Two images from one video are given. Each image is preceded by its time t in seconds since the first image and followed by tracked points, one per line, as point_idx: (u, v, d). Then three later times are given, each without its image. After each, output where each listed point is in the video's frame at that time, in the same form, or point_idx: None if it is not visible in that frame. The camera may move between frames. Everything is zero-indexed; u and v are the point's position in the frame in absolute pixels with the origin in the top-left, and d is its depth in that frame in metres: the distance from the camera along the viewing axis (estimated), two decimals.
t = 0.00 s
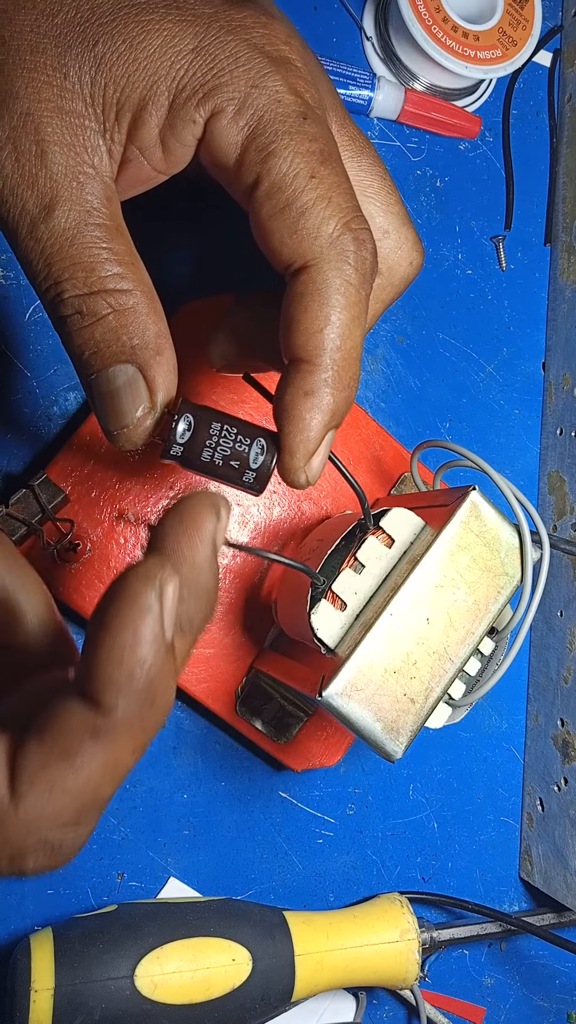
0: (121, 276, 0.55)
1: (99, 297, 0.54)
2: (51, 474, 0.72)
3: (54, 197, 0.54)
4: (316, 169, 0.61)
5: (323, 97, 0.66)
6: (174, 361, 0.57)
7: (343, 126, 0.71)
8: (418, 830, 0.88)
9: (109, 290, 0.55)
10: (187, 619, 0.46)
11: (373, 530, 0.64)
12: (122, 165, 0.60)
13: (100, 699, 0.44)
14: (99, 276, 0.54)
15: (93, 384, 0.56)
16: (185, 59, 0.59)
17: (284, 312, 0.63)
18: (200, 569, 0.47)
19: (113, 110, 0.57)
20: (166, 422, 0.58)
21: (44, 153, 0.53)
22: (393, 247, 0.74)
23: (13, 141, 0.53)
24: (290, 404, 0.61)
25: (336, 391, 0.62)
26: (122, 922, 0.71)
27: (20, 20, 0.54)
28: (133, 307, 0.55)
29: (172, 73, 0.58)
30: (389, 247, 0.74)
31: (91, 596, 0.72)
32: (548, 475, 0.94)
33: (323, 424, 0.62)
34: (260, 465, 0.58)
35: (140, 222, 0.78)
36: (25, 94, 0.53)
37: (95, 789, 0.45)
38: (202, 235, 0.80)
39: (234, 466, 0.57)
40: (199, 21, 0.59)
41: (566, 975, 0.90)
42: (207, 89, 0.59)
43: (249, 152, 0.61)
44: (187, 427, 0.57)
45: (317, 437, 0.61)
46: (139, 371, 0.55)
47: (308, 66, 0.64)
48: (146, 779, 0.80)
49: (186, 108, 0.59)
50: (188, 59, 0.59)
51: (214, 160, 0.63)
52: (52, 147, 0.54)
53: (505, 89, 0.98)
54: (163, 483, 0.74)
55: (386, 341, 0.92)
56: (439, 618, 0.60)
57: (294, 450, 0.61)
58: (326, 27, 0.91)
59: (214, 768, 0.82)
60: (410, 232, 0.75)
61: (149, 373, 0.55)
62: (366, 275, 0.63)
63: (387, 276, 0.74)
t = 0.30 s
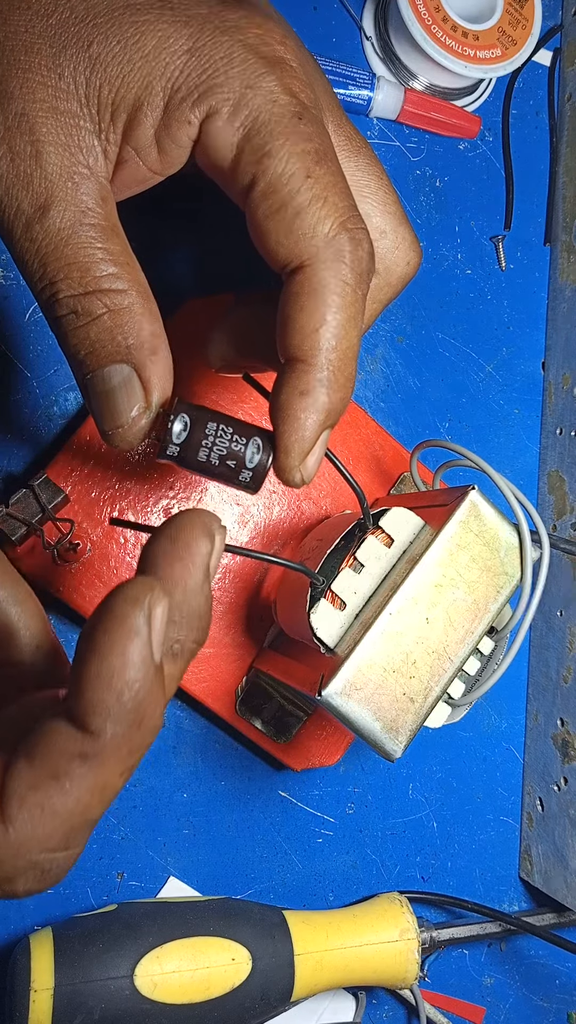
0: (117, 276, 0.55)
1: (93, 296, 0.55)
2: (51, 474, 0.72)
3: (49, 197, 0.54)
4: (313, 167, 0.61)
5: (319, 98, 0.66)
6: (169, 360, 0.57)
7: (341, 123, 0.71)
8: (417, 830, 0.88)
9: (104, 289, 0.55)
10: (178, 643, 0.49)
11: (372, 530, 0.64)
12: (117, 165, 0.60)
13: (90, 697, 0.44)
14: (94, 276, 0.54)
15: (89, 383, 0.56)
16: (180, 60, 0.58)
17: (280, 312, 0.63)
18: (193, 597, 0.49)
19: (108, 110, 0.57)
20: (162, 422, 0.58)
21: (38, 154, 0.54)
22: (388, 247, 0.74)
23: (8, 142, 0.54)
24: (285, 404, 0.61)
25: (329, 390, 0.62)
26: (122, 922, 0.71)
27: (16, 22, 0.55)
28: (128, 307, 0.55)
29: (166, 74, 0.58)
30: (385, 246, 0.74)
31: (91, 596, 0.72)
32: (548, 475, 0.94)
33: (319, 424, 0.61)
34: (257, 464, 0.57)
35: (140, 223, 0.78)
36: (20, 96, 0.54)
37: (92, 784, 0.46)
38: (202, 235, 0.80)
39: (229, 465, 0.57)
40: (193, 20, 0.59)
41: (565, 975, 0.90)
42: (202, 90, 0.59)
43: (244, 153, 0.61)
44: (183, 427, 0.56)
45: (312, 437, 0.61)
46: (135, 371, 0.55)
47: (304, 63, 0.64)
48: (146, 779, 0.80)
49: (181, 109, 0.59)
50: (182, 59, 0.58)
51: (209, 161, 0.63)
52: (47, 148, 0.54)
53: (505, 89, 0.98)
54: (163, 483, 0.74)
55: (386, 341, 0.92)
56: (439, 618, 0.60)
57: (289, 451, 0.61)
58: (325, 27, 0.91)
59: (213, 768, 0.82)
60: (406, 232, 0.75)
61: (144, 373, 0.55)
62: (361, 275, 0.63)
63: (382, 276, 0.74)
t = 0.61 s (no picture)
0: (113, 262, 0.55)
1: (90, 282, 0.54)
2: (51, 474, 0.72)
3: (45, 182, 0.54)
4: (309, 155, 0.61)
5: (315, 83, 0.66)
6: (167, 347, 0.56)
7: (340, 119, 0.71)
8: (417, 830, 0.88)
9: (100, 274, 0.54)
10: (179, 644, 0.50)
11: (373, 530, 0.64)
12: (114, 149, 0.61)
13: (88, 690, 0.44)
14: (91, 261, 0.54)
15: (87, 371, 0.56)
16: (175, 43, 0.58)
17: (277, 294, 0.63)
18: (196, 597, 0.51)
19: (103, 95, 0.57)
20: (159, 406, 0.59)
21: (33, 140, 0.54)
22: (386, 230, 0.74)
23: (3, 127, 0.53)
24: (284, 386, 0.61)
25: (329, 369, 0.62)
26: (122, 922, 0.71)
27: (9, 4, 0.54)
28: (125, 292, 0.55)
29: (162, 56, 0.58)
30: (383, 228, 0.74)
31: (91, 596, 0.72)
32: (548, 475, 0.94)
33: (318, 406, 0.62)
34: (254, 448, 0.59)
35: (140, 222, 0.78)
36: (15, 79, 0.53)
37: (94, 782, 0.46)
38: (202, 235, 0.80)
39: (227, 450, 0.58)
40: (188, 5, 0.59)
41: (566, 975, 0.90)
42: (197, 72, 0.59)
43: (240, 136, 0.61)
44: (181, 413, 0.58)
45: (311, 420, 0.62)
46: (132, 357, 0.55)
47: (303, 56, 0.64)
48: (146, 779, 0.80)
49: (176, 92, 0.59)
50: (178, 42, 0.59)
51: (205, 144, 0.63)
52: (42, 132, 0.54)
53: (505, 88, 0.98)
54: (163, 483, 0.74)
55: (386, 341, 0.92)
56: (439, 618, 0.60)
57: (288, 433, 0.61)
58: (325, 27, 0.91)
59: (214, 768, 0.82)
60: (404, 215, 0.74)
61: (141, 359, 0.55)
62: (359, 257, 0.63)
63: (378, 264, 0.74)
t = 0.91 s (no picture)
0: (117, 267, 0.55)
1: (94, 285, 0.54)
2: (51, 474, 0.72)
3: (49, 186, 0.53)
4: (316, 156, 0.61)
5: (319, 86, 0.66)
6: (170, 352, 0.57)
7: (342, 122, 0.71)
8: (418, 830, 0.88)
9: (104, 278, 0.54)
10: (173, 608, 0.46)
11: (373, 530, 0.64)
12: (117, 153, 0.60)
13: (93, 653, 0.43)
14: (95, 265, 0.54)
15: (91, 373, 0.56)
16: (179, 47, 0.58)
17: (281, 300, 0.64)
18: (188, 557, 0.46)
19: (108, 100, 0.56)
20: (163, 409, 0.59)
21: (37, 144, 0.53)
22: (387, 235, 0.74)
23: (7, 130, 0.53)
24: (288, 390, 0.62)
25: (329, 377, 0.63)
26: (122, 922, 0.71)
27: (14, 8, 0.54)
28: (129, 296, 0.55)
29: (166, 60, 0.58)
30: (386, 234, 0.74)
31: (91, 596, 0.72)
32: (548, 475, 0.94)
33: (322, 410, 0.62)
34: (257, 452, 0.60)
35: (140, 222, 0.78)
36: (19, 83, 0.53)
37: (100, 767, 0.44)
38: (202, 236, 0.80)
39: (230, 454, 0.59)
40: (192, 10, 0.59)
41: (566, 975, 0.90)
42: (201, 77, 0.59)
43: (244, 140, 0.61)
44: (185, 415, 0.59)
45: (314, 425, 0.62)
46: (134, 359, 0.55)
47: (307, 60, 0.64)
48: (146, 779, 0.80)
49: (181, 96, 0.59)
50: (181, 47, 0.58)
51: (209, 149, 0.63)
52: (46, 136, 0.54)
53: (505, 88, 0.98)
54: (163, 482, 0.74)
55: (386, 341, 0.92)
56: (439, 618, 0.60)
57: (292, 436, 0.62)
58: (325, 27, 0.91)
59: (214, 768, 0.82)
60: (406, 220, 0.74)
61: (144, 360, 0.56)
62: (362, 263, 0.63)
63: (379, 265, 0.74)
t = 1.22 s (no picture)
0: (122, 270, 0.55)
1: (99, 288, 0.54)
2: (51, 474, 0.71)
3: (52, 189, 0.53)
4: (320, 161, 0.61)
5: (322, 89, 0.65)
6: (173, 354, 0.57)
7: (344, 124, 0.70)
8: (418, 830, 0.88)
9: (109, 281, 0.54)
10: (174, 599, 0.48)
11: (372, 530, 0.64)
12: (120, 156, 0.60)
13: (96, 651, 0.44)
14: (98, 268, 0.54)
15: (94, 374, 0.56)
16: (183, 51, 0.58)
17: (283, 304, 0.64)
18: (184, 549, 0.49)
19: (111, 103, 0.56)
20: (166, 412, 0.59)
21: (41, 146, 0.53)
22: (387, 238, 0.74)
23: (11, 133, 0.53)
24: (290, 395, 0.62)
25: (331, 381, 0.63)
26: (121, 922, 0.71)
27: (17, 10, 0.53)
28: (132, 298, 0.55)
29: (170, 64, 0.58)
30: (388, 236, 0.74)
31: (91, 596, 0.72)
32: (548, 475, 0.94)
33: (324, 415, 0.62)
34: (260, 456, 0.61)
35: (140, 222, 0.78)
36: (22, 87, 0.53)
37: (98, 768, 0.43)
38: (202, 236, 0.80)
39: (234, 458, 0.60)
40: (196, 14, 0.59)
41: (566, 975, 0.90)
42: (205, 82, 0.59)
43: (247, 145, 0.61)
44: (190, 422, 0.58)
45: (317, 427, 0.62)
46: (139, 361, 0.55)
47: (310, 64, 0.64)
48: (146, 779, 0.80)
49: (184, 101, 0.59)
50: (185, 51, 0.58)
51: (211, 153, 0.63)
52: (50, 139, 0.53)
53: (505, 88, 0.98)
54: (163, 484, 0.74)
55: (386, 341, 0.92)
56: (439, 618, 0.60)
57: (294, 440, 0.62)
58: (325, 27, 0.91)
59: (214, 768, 0.82)
60: (407, 222, 0.74)
61: (148, 361, 0.55)
62: (364, 267, 0.64)
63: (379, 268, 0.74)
